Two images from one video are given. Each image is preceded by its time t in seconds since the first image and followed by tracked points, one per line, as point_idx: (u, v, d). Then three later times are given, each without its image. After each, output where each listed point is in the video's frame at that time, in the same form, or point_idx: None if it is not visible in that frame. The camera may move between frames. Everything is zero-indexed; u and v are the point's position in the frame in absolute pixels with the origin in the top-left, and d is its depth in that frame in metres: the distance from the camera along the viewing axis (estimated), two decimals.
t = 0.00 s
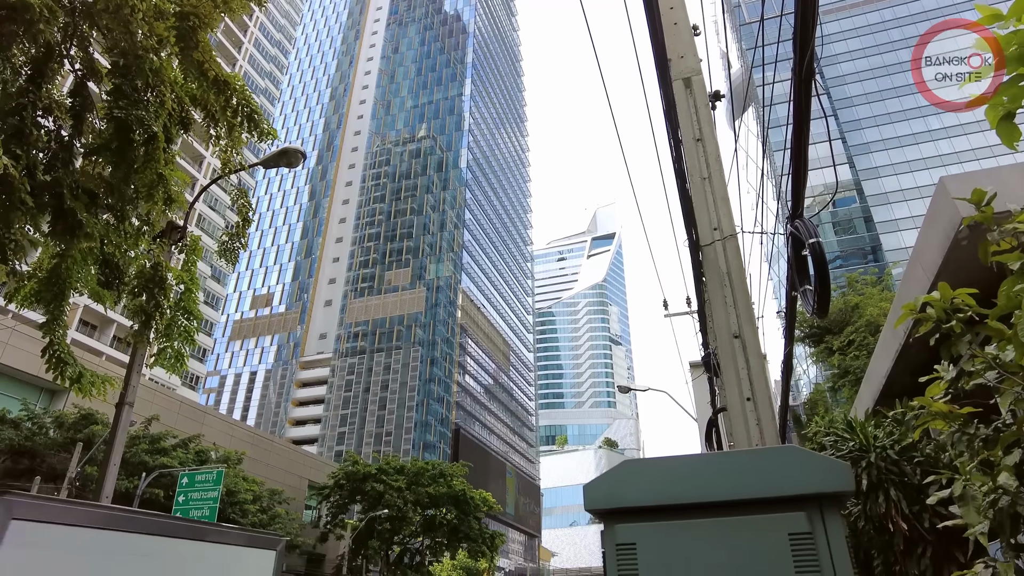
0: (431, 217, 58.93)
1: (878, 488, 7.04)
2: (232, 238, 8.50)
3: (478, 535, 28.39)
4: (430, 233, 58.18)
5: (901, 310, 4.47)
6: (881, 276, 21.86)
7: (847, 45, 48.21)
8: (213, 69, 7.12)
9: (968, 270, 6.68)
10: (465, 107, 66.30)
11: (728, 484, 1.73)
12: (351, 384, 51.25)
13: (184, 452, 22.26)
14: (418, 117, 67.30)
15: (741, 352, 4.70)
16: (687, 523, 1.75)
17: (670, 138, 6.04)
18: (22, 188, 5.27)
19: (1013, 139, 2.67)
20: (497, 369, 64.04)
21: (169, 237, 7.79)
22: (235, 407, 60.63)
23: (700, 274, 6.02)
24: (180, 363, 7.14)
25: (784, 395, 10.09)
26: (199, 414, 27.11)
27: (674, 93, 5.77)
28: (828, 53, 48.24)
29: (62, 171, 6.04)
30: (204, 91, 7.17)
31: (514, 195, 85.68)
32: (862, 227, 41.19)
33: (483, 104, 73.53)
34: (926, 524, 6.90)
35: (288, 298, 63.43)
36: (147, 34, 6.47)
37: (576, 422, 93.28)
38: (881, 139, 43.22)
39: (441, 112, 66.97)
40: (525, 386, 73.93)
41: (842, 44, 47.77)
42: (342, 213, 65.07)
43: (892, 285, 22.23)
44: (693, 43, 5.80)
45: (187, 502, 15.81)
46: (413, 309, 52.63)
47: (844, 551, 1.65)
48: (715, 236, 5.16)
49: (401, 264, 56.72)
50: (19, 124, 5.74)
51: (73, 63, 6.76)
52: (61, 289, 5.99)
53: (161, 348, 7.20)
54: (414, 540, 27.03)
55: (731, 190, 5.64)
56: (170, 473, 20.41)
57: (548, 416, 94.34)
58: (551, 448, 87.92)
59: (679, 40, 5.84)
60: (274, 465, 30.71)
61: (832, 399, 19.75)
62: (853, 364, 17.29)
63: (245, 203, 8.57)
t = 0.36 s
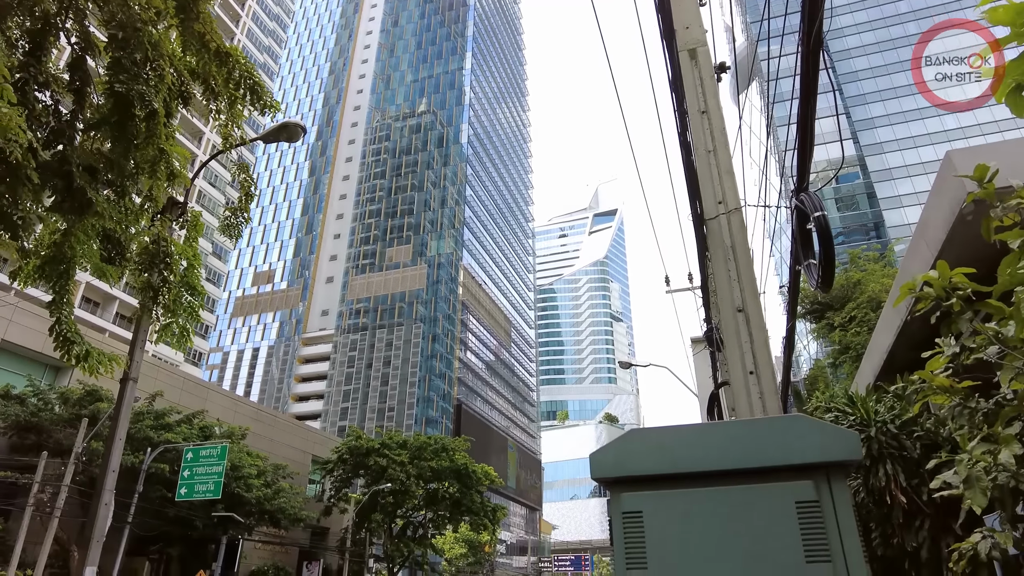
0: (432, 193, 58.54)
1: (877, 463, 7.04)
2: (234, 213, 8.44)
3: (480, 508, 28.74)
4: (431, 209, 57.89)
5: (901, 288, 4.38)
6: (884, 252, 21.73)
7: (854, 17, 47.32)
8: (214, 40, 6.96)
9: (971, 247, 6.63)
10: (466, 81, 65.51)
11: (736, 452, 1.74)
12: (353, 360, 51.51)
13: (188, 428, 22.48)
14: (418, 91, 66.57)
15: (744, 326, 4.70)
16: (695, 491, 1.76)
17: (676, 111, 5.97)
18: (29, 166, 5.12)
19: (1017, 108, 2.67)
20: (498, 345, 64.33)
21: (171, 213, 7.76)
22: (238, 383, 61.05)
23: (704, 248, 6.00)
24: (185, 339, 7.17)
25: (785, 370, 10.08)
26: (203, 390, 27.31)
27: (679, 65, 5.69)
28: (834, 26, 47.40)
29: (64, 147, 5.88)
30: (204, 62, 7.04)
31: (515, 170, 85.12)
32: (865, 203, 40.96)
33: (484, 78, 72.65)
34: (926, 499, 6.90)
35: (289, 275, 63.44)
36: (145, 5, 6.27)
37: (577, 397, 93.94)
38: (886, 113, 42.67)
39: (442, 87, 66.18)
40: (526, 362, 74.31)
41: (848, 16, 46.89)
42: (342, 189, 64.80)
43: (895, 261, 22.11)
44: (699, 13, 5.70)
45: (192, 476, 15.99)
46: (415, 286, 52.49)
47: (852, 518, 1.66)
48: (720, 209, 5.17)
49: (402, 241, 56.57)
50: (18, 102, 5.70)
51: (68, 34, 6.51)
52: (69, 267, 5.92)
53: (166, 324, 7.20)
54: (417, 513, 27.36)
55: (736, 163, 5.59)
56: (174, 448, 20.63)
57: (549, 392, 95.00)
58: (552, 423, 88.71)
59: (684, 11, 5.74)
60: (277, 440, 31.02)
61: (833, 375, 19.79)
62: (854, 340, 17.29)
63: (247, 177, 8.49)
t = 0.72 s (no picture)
0: (432, 168, 58.14)
1: (878, 435, 7.07)
2: (236, 187, 8.36)
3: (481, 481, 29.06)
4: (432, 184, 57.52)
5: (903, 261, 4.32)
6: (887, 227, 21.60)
7: None
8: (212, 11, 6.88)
9: (975, 222, 6.53)
10: (466, 54, 64.61)
11: (741, 420, 1.73)
12: (355, 336, 51.73)
13: (192, 403, 22.69)
14: (418, 65, 65.69)
15: (747, 297, 4.68)
16: (702, 457, 1.75)
17: (681, 81, 5.89)
18: (30, 140, 5.02)
19: None
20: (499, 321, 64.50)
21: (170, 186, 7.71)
22: (240, 358, 61.35)
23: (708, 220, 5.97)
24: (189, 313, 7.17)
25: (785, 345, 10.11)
26: (206, 365, 27.45)
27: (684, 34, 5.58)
28: None
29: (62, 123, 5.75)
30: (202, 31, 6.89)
31: (516, 145, 84.45)
32: (868, 178, 40.59)
33: (485, 51, 71.64)
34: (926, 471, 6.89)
35: (290, 251, 63.43)
36: None
37: (577, 372, 94.48)
38: (891, 87, 42.05)
39: (442, 59, 65.28)
40: (527, 338, 74.61)
41: None
42: (342, 164, 64.45)
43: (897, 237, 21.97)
44: None
45: (196, 450, 16.17)
46: (416, 262, 52.37)
47: (860, 484, 1.66)
48: (724, 180, 5.11)
49: (403, 216, 56.33)
50: (15, 74, 5.62)
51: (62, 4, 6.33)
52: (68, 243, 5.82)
53: (169, 299, 7.17)
54: (420, 486, 27.71)
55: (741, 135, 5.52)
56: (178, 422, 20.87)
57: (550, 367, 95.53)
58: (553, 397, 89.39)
59: None
60: (280, 414, 31.30)
61: (833, 350, 19.77)
62: (856, 315, 17.28)
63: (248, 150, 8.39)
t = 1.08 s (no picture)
0: (432, 139, 57.57)
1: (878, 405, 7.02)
2: (234, 158, 8.27)
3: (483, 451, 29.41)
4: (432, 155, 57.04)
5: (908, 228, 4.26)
6: (890, 199, 21.43)
7: None
8: None
9: (981, 191, 6.40)
10: (466, 22, 63.48)
11: (745, 387, 1.74)
12: (356, 308, 51.83)
13: (195, 374, 22.88)
14: (417, 33, 64.58)
15: (750, 267, 4.66)
16: (706, 419, 1.76)
17: (686, 48, 5.77)
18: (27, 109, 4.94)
19: None
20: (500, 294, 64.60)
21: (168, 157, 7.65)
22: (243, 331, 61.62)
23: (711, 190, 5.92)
24: (189, 285, 7.15)
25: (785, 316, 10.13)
26: (208, 337, 27.58)
27: None
28: None
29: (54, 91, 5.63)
30: None
31: (517, 116, 83.52)
32: (871, 149, 40.11)
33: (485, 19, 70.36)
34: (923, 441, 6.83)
35: (290, 223, 63.26)
36: None
37: (578, 344, 94.98)
38: (897, 57, 41.33)
39: (441, 27, 64.14)
40: (528, 310, 74.85)
41: None
42: (341, 135, 63.88)
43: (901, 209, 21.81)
44: None
45: (200, 421, 16.33)
46: (416, 234, 52.15)
47: (865, 446, 1.66)
48: (728, 148, 5.04)
49: (403, 188, 56.01)
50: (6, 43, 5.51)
51: None
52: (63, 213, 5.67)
53: (169, 270, 7.15)
54: (422, 456, 28.08)
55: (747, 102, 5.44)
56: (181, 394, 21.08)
57: (551, 339, 96.00)
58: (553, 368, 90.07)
59: None
60: (283, 385, 31.57)
61: (833, 322, 19.82)
62: (857, 287, 17.27)
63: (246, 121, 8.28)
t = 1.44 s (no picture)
0: (431, 116, 57.03)
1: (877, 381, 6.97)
2: (233, 135, 8.19)
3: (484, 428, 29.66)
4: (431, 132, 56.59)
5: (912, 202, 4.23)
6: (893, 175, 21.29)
7: None
8: None
9: (987, 166, 6.30)
10: None
11: (751, 358, 1.74)
12: (357, 287, 51.87)
13: (197, 352, 23.01)
14: (416, 8, 63.59)
15: (752, 242, 4.66)
16: (706, 394, 1.76)
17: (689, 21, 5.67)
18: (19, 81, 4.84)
19: None
20: (500, 272, 64.61)
21: (166, 133, 7.58)
22: (244, 309, 61.76)
23: (713, 166, 5.88)
24: (189, 262, 7.12)
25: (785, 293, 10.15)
26: (209, 315, 27.63)
27: None
28: None
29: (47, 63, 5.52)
30: None
31: (518, 92, 82.63)
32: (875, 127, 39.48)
33: None
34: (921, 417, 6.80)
35: (290, 201, 63.00)
36: None
37: (579, 322, 95.23)
38: (903, 31, 40.57)
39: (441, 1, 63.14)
40: (528, 288, 74.93)
41: None
42: (340, 112, 63.36)
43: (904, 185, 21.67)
44: None
45: (203, 398, 16.46)
46: (416, 212, 51.88)
47: (867, 418, 1.66)
48: (731, 123, 5.00)
49: (402, 165, 55.68)
50: None
51: None
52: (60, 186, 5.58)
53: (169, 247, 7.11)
54: (424, 432, 28.36)
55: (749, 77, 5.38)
56: (184, 372, 21.24)
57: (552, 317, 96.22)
58: (554, 346, 90.49)
59: None
60: (285, 363, 31.77)
61: (833, 298, 19.85)
62: (858, 264, 17.25)
63: (243, 97, 8.17)
